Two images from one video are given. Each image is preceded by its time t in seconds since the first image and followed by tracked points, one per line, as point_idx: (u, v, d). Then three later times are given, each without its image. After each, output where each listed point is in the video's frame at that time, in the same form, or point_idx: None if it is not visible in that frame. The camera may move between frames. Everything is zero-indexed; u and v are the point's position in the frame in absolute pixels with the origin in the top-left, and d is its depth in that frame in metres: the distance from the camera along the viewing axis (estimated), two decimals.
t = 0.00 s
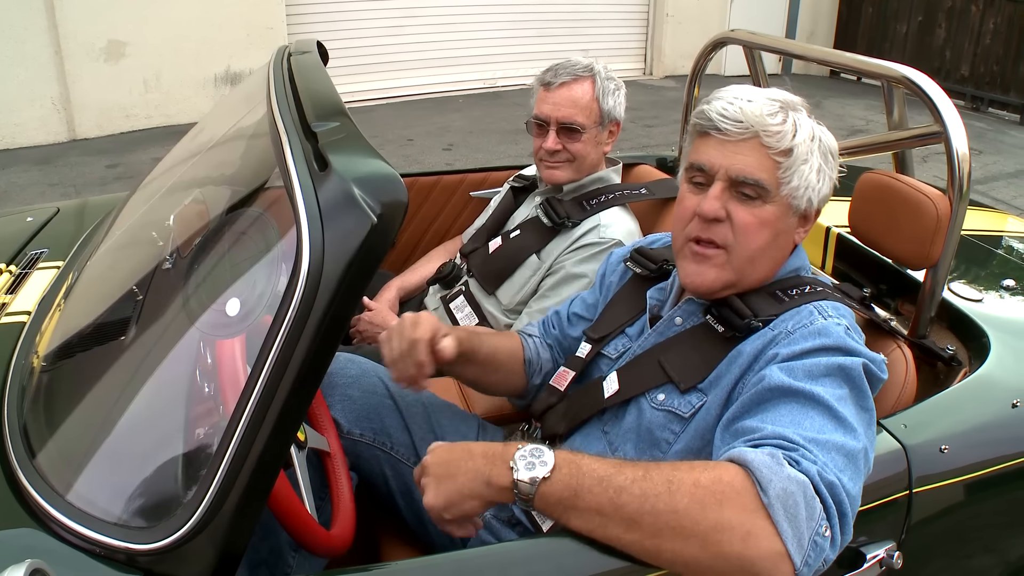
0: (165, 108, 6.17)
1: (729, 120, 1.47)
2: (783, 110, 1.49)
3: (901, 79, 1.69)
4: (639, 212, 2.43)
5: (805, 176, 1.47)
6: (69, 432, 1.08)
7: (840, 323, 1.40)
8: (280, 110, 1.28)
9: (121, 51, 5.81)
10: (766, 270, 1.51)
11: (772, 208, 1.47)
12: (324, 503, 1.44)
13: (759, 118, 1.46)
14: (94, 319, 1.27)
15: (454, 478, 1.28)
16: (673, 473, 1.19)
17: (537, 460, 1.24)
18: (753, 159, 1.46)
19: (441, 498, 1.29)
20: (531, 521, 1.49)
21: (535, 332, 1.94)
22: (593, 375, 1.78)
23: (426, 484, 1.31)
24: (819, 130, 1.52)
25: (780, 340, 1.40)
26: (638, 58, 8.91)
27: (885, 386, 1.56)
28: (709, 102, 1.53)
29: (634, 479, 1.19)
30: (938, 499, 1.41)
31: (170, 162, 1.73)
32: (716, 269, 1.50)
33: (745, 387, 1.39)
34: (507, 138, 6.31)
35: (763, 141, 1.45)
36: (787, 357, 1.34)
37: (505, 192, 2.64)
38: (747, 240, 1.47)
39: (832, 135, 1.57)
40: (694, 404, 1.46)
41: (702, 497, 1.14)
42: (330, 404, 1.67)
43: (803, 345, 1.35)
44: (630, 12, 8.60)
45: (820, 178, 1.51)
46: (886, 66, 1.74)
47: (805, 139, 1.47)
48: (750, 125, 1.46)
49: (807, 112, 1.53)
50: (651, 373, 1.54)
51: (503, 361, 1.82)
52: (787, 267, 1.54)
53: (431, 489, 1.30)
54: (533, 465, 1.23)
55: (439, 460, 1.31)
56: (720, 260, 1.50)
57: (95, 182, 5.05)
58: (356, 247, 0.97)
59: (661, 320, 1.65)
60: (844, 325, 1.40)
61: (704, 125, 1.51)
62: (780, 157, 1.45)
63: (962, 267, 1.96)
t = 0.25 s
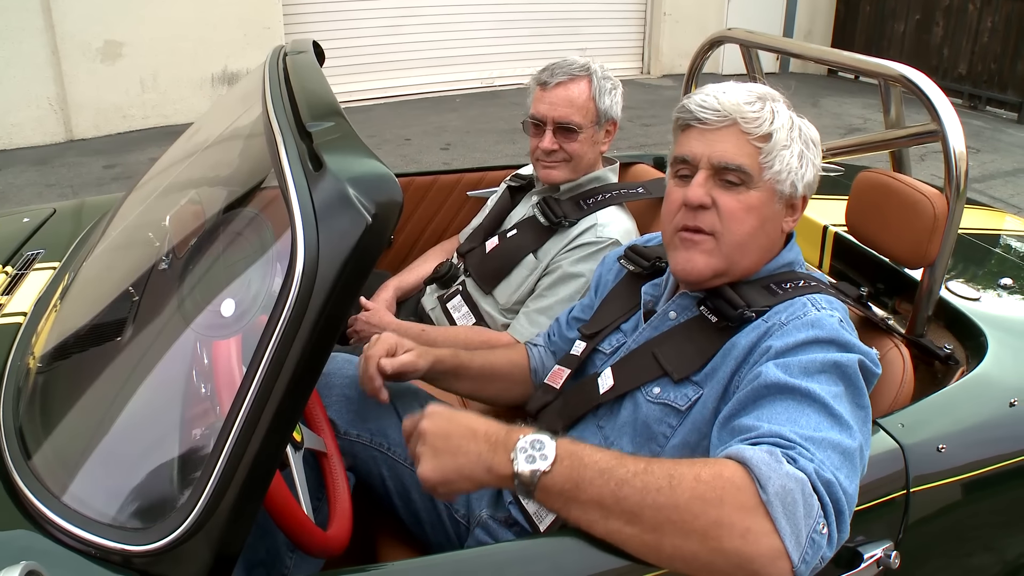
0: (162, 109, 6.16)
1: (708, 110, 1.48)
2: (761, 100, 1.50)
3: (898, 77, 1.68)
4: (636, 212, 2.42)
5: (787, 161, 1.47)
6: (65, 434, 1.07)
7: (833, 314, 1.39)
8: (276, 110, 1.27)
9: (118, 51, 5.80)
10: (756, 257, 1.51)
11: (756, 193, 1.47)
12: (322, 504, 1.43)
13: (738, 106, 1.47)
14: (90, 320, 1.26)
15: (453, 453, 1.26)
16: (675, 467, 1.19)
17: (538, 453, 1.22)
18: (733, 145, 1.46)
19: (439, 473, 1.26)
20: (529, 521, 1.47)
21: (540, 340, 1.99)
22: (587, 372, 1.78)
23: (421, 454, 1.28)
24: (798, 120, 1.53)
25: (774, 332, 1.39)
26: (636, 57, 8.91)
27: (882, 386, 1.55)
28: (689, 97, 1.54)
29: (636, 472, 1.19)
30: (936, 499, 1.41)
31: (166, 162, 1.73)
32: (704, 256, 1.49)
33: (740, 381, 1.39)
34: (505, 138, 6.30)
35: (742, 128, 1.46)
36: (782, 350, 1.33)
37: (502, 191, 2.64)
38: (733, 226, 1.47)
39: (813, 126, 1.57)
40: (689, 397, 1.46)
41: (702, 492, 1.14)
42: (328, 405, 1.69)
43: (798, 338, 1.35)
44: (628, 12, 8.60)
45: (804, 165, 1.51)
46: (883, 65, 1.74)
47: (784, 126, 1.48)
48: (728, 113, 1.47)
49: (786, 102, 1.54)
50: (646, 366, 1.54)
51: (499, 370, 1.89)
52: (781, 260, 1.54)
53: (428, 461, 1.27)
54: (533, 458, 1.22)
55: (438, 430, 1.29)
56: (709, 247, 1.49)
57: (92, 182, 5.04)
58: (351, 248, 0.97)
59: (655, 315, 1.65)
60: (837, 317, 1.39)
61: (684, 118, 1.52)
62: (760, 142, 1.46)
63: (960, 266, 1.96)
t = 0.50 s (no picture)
0: (161, 110, 6.16)
1: (682, 121, 1.48)
2: (735, 103, 1.49)
3: (896, 76, 1.68)
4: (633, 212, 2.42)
5: (768, 163, 1.47)
6: (62, 438, 1.07)
7: (835, 315, 1.39)
8: (271, 112, 1.27)
9: (116, 53, 5.80)
10: (747, 263, 1.50)
11: (740, 199, 1.46)
12: (319, 506, 1.40)
13: (713, 114, 1.46)
14: (87, 323, 1.26)
15: (477, 398, 1.24)
16: (683, 449, 1.18)
17: (559, 413, 1.22)
18: (712, 154, 1.46)
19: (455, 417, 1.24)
20: (528, 523, 1.47)
21: (541, 336, 1.93)
22: (587, 375, 1.77)
23: (445, 386, 1.27)
24: (775, 118, 1.53)
25: (775, 334, 1.39)
26: (634, 57, 8.90)
27: (881, 386, 1.55)
28: (663, 108, 1.53)
29: (647, 446, 1.20)
30: (936, 498, 1.41)
31: (163, 163, 1.73)
32: (696, 271, 1.49)
33: (740, 383, 1.39)
34: (504, 138, 6.30)
35: (719, 135, 1.46)
36: (782, 352, 1.33)
37: (500, 192, 2.63)
38: (722, 236, 1.47)
39: (791, 123, 1.57)
40: (688, 401, 1.46)
41: (708, 473, 1.14)
42: (325, 407, 1.66)
43: (799, 339, 1.34)
44: (626, 12, 8.60)
45: (786, 165, 1.51)
46: (880, 64, 1.74)
47: (762, 128, 1.47)
48: (703, 122, 1.46)
49: (761, 103, 1.53)
50: (647, 371, 1.53)
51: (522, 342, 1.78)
52: (780, 262, 1.54)
53: (449, 394, 1.26)
54: (554, 417, 1.21)
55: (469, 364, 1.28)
56: (700, 261, 1.48)
57: (91, 185, 5.04)
58: (346, 249, 0.97)
59: (654, 319, 1.64)
60: (839, 318, 1.39)
61: (660, 131, 1.52)
62: (739, 148, 1.45)
63: (959, 265, 1.96)
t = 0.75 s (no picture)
0: (161, 113, 6.16)
1: (682, 129, 1.47)
2: (734, 109, 1.49)
3: (895, 76, 1.68)
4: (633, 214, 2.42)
5: (769, 170, 1.46)
6: (61, 441, 1.07)
7: (838, 321, 1.39)
8: (269, 114, 1.27)
9: (115, 56, 5.80)
10: (750, 270, 1.50)
11: (741, 208, 1.46)
12: (318, 509, 1.39)
13: (712, 122, 1.45)
14: (86, 326, 1.26)
15: (472, 414, 1.28)
16: (684, 463, 1.18)
17: (555, 429, 1.22)
18: (712, 163, 1.45)
19: (450, 435, 1.27)
20: (528, 526, 1.47)
21: (538, 336, 1.93)
22: (587, 378, 1.77)
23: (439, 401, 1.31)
24: (775, 123, 1.52)
25: (777, 340, 1.39)
26: (634, 58, 8.91)
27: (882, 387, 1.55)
28: (661, 115, 1.53)
29: (645, 461, 1.20)
30: (936, 499, 1.40)
31: (162, 166, 1.72)
32: (699, 280, 1.49)
33: (741, 388, 1.39)
34: (503, 139, 6.30)
35: (718, 144, 1.45)
36: (785, 357, 1.33)
37: (499, 193, 2.63)
38: (724, 246, 1.46)
39: (792, 126, 1.56)
40: (687, 405, 1.46)
41: (708, 487, 1.13)
42: (324, 409, 1.66)
43: (802, 344, 1.34)
44: (625, 13, 8.60)
45: (788, 170, 1.50)
46: (879, 64, 1.74)
47: (762, 135, 1.47)
48: (703, 130, 1.46)
49: (761, 108, 1.52)
50: (647, 375, 1.53)
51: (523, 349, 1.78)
52: (781, 265, 1.54)
53: (444, 410, 1.29)
54: (550, 433, 1.22)
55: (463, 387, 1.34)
56: (702, 270, 1.48)
57: (90, 187, 5.04)
58: (343, 252, 0.96)
59: (654, 323, 1.65)
60: (842, 323, 1.39)
61: (659, 139, 1.51)
62: (739, 155, 1.45)
63: (959, 265, 1.96)
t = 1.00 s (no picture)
0: (162, 114, 6.16)
1: (685, 111, 1.49)
2: (743, 99, 1.49)
3: (898, 76, 1.68)
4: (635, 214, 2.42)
5: (766, 159, 1.45)
6: (63, 442, 1.07)
7: (834, 318, 1.39)
8: (271, 115, 1.27)
9: (117, 57, 5.81)
10: (738, 256, 1.50)
11: (734, 193, 1.45)
12: (321, 510, 1.41)
13: (714, 106, 1.47)
14: (88, 327, 1.26)
15: (447, 491, 1.22)
16: (671, 476, 1.18)
17: (534, 465, 1.22)
18: (709, 145, 1.46)
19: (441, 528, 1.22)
20: (530, 526, 1.48)
21: (539, 342, 1.93)
22: (587, 377, 1.77)
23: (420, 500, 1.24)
24: (785, 117, 1.50)
25: (773, 337, 1.38)
26: (635, 58, 8.90)
27: (884, 386, 1.54)
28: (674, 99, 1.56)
29: (631, 483, 1.19)
30: (939, 500, 1.40)
31: (164, 166, 1.72)
32: (685, 258, 1.51)
33: (740, 385, 1.38)
34: (505, 140, 6.30)
35: (718, 128, 1.46)
36: (781, 355, 1.33)
37: (501, 193, 2.63)
38: (710, 227, 1.47)
39: (807, 124, 1.53)
40: (689, 402, 1.45)
41: (700, 497, 1.13)
42: (327, 410, 1.67)
43: (798, 342, 1.34)
44: (626, 13, 8.60)
45: (792, 164, 1.48)
46: (882, 64, 1.73)
47: (764, 124, 1.46)
48: (704, 114, 1.47)
49: (774, 101, 1.52)
50: (647, 371, 1.53)
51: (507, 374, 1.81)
52: (780, 262, 1.53)
53: (427, 507, 1.23)
54: (530, 469, 1.21)
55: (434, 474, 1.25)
56: (688, 248, 1.50)
57: (92, 189, 5.05)
58: (345, 253, 0.96)
59: (654, 319, 1.64)
60: (838, 320, 1.39)
61: (667, 120, 1.54)
62: (737, 141, 1.45)
63: (961, 265, 1.95)
